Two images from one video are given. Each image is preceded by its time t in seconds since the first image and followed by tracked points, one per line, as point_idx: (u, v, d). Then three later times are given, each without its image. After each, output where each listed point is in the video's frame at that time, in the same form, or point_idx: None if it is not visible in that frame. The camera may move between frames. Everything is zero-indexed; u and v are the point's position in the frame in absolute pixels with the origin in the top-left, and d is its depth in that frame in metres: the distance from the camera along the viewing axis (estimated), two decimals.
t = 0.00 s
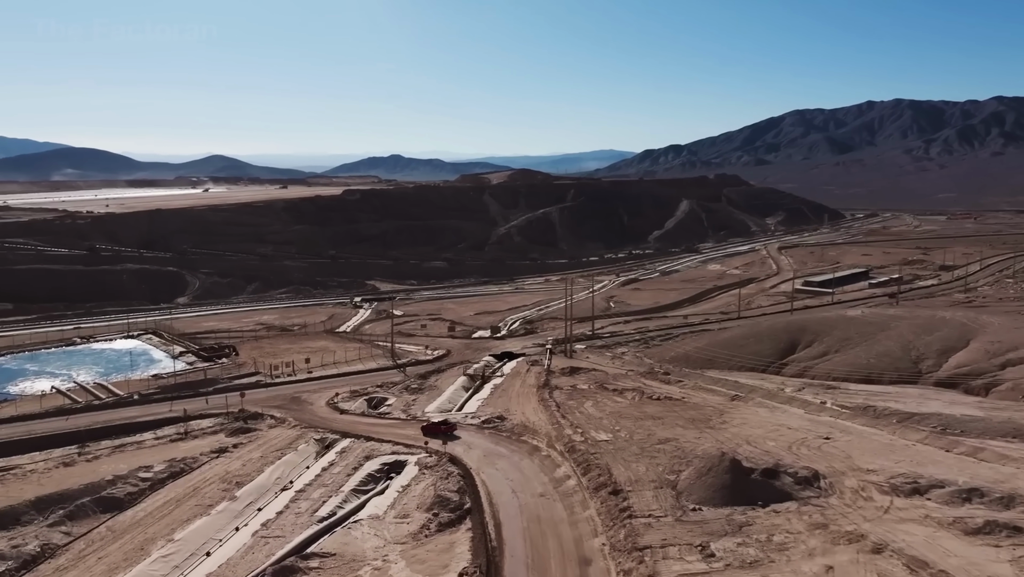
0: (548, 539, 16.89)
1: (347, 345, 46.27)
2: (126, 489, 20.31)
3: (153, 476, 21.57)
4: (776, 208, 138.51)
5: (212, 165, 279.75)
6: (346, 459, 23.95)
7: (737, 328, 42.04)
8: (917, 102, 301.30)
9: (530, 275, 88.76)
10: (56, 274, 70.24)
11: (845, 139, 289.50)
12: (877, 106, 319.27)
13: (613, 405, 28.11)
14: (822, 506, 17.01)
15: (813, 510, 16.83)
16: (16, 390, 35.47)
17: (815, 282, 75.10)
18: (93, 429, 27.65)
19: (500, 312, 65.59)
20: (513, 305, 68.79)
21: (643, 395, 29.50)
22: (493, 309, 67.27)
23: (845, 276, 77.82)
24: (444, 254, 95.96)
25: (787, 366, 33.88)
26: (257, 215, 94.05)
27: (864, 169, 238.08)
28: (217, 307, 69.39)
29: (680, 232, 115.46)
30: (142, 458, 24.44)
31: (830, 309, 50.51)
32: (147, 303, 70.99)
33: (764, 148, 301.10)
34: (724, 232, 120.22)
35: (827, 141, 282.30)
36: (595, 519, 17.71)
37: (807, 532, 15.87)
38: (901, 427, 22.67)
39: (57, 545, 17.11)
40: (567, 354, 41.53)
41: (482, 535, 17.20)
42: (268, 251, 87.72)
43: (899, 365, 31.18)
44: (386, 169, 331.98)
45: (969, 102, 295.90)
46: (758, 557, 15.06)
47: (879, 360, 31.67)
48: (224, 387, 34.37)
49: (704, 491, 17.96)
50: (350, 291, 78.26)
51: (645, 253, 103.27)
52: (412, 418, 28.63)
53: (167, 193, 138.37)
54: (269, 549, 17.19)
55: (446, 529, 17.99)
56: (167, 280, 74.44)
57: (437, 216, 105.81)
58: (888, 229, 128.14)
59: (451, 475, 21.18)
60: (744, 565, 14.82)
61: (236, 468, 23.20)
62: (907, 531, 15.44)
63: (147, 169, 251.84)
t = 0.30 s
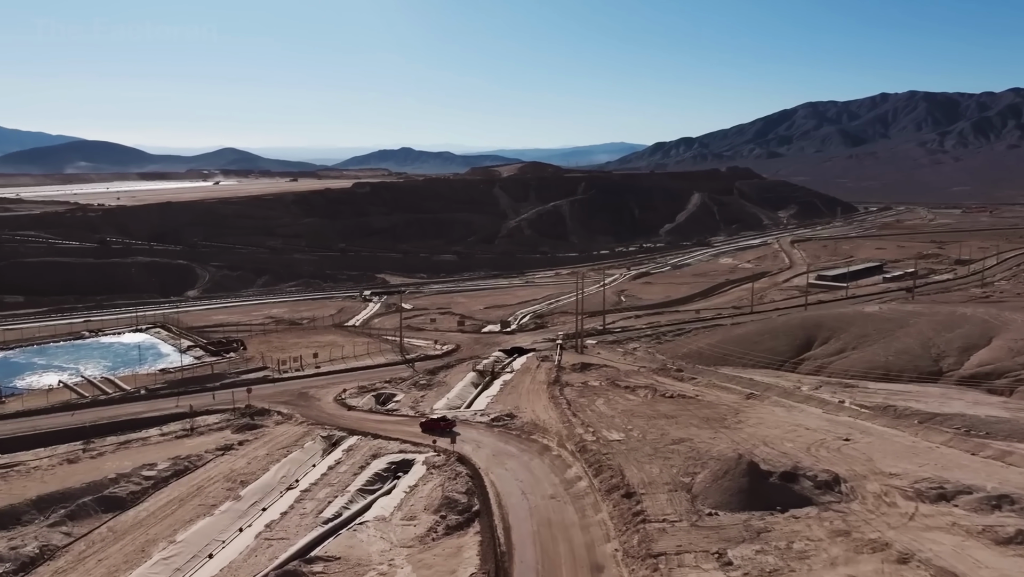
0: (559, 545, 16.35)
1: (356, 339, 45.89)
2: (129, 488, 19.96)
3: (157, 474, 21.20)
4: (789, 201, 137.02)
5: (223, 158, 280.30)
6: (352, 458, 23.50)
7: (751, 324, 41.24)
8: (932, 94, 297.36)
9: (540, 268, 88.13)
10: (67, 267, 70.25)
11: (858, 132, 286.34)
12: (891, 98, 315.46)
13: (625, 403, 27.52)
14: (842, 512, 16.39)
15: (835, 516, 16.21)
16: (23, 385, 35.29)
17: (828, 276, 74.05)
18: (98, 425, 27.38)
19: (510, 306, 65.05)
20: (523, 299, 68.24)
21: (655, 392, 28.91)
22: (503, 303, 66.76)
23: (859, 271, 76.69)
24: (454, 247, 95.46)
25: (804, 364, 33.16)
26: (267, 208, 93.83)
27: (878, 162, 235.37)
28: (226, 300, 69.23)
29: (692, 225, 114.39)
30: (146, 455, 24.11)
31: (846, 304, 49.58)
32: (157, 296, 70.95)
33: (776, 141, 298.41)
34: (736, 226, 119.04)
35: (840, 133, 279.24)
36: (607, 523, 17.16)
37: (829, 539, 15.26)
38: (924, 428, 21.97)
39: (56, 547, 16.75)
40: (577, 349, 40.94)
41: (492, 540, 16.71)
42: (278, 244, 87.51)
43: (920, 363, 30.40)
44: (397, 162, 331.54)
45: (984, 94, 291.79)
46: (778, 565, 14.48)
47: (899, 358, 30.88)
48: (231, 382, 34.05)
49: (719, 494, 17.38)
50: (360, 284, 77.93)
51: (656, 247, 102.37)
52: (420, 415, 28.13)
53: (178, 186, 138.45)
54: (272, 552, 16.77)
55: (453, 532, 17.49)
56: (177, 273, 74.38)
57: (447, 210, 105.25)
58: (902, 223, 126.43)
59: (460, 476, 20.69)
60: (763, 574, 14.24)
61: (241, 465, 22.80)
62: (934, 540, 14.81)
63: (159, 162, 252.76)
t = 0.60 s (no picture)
0: (572, 552, 15.72)
1: (366, 333, 45.40)
2: (132, 488, 19.54)
3: (161, 473, 20.78)
4: (804, 194, 135.28)
5: (236, 150, 280.93)
6: (360, 456, 22.96)
7: (768, 319, 40.29)
8: (950, 84, 292.73)
9: (552, 261, 87.35)
10: (80, 259, 70.27)
11: (875, 123, 282.52)
12: (908, 89, 310.96)
13: (640, 401, 26.83)
14: (869, 521, 15.65)
15: (862, 525, 15.48)
16: (33, 378, 35.07)
17: (845, 269, 72.79)
18: (105, 421, 27.02)
19: (522, 299, 64.37)
20: (535, 292, 67.55)
21: (670, 390, 28.21)
22: (515, 296, 66.10)
23: (877, 264, 75.40)
24: (466, 239, 94.84)
25: (823, 361, 32.30)
26: (279, 200, 93.55)
27: (894, 153, 232.09)
28: (238, 293, 69.02)
29: (706, 218, 113.11)
30: (152, 452, 23.71)
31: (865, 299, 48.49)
32: (169, 288, 70.86)
33: (791, 133, 295.07)
34: (751, 218, 117.61)
35: (856, 125, 275.69)
36: (622, 529, 16.53)
37: (856, 550, 14.55)
38: (952, 431, 21.16)
39: (56, 550, 16.36)
40: (590, 345, 40.21)
41: (503, 547, 16.12)
42: (290, 236, 87.22)
43: (944, 361, 29.51)
44: (409, 154, 331.08)
45: (1004, 85, 286.90)
46: None
47: (922, 356, 29.97)
48: (240, 376, 33.63)
49: (740, 500, 16.67)
50: (372, 277, 77.52)
51: (669, 239, 101.32)
52: (430, 412, 27.55)
53: (190, 178, 138.48)
54: (276, 556, 16.27)
55: (463, 536, 16.92)
56: (189, 265, 74.25)
57: (458, 202, 104.61)
58: (919, 216, 124.49)
59: (470, 477, 20.08)
60: None
61: (247, 464, 22.34)
62: (968, 554, 14.08)
63: (173, 155, 253.69)
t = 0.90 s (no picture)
0: (586, 562, 15.08)
1: (377, 328, 44.90)
2: (135, 489, 19.12)
3: (166, 472, 20.37)
4: (820, 187, 133.44)
5: (250, 143, 281.71)
6: (369, 456, 22.43)
7: (786, 315, 39.34)
8: (969, 76, 288.08)
9: (565, 254, 86.52)
10: (92, 251, 70.28)
11: (891, 115, 278.63)
12: (926, 81, 306.41)
13: (655, 400, 26.13)
14: (899, 532, 14.93)
15: (891, 536, 14.75)
16: (42, 372, 34.86)
17: (862, 263, 71.49)
18: (112, 417, 26.68)
19: (534, 293, 63.68)
20: (547, 286, 66.82)
21: (686, 389, 27.48)
22: (527, 290, 65.42)
23: (895, 258, 74.03)
24: (478, 232, 94.18)
25: (844, 359, 31.43)
26: (290, 192, 93.22)
27: (912, 146, 228.70)
28: (250, 286, 68.77)
29: (720, 211, 111.78)
30: (157, 450, 23.32)
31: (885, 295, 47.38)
32: (181, 281, 70.76)
33: (806, 125, 291.62)
34: (765, 212, 116.14)
35: (872, 117, 272.06)
36: (638, 537, 15.87)
37: (886, 564, 13.83)
38: (982, 435, 20.32)
39: (55, 554, 15.99)
40: (604, 341, 39.46)
41: (514, 555, 15.52)
42: (302, 228, 86.89)
43: (970, 361, 28.58)
44: (422, 147, 330.65)
45: None
46: None
47: (947, 356, 29.04)
48: (249, 372, 33.23)
49: (761, 509, 15.96)
50: (384, 270, 77.05)
51: (683, 233, 100.17)
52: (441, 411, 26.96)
53: (203, 170, 138.62)
54: (280, 562, 15.76)
55: (473, 543, 16.33)
56: (201, 258, 74.12)
57: (470, 195, 103.91)
58: (937, 208, 122.46)
59: (480, 480, 19.47)
60: None
61: (254, 463, 21.90)
62: (1006, 570, 13.35)
63: (187, 147, 254.56)
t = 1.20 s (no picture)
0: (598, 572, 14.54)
1: (386, 323, 44.47)
2: (138, 490, 18.74)
3: (169, 473, 19.98)
4: (833, 181, 131.85)
5: (261, 136, 281.83)
6: (375, 457, 21.97)
7: (802, 312, 38.51)
8: (985, 69, 284.01)
9: (576, 249, 85.80)
10: (102, 245, 70.22)
11: (906, 108, 275.18)
12: (941, 74, 302.39)
13: (669, 400, 25.52)
14: (925, 543, 14.34)
15: (918, 548, 14.16)
16: (49, 368, 34.64)
17: (877, 259, 70.36)
18: (116, 415, 26.33)
19: (545, 288, 63.04)
20: (558, 281, 66.17)
21: (701, 388, 26.84)
22: (537, 285, 64.77)
23: (910, 254, 72.82)
24: (488, 226, 93.59)
25: (863, 358, 30.67)
26: (300, 186, 92.89)
27: (927, 140, 225.65)
28: (259, 280, 68.53)
29: (733, 206, 110.62)
30: (161, 449, 22.95)
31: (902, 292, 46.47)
32: (191, 275, 70.65)
33: (819, 119, 288.56)
34: (778, 206, 114.85)
35: (886, 110, 268.90)
36: (653, 545, 15.30)
37: None
38: (1010, 441, 19.61)
39: (55, 559, 15.64)
40: (615, 338, 38.81)
41: (524, 564, 15.00)
42: (312, 223, 86.55)
43: (993, 361, 27.79)
44: (433, 141, 329.84)
45: None
46: None
47: (970, 356, 28.23)
48: (256, 369, 32.84)
49: (781, 517, 15.35)
50: (393, 264, 76.59)
51: (695, 227, 99.13)
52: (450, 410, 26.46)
53: (214, 164, 138.57)
54: (284, 569, 15.35)
55: (481, 551, 15.82)
56: (211, 252, 73.96)
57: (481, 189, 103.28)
58: (953, 203, 120.64)
59: (489, 483, 18.94)
60: None
61: (258, 463, 21.49)
62: None
63: (198, 141, 255.03)
